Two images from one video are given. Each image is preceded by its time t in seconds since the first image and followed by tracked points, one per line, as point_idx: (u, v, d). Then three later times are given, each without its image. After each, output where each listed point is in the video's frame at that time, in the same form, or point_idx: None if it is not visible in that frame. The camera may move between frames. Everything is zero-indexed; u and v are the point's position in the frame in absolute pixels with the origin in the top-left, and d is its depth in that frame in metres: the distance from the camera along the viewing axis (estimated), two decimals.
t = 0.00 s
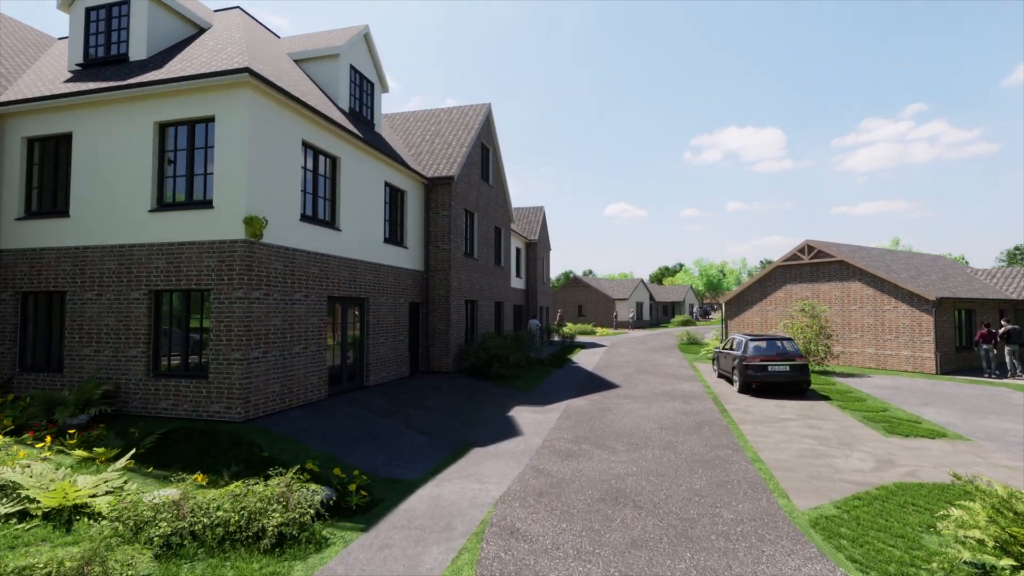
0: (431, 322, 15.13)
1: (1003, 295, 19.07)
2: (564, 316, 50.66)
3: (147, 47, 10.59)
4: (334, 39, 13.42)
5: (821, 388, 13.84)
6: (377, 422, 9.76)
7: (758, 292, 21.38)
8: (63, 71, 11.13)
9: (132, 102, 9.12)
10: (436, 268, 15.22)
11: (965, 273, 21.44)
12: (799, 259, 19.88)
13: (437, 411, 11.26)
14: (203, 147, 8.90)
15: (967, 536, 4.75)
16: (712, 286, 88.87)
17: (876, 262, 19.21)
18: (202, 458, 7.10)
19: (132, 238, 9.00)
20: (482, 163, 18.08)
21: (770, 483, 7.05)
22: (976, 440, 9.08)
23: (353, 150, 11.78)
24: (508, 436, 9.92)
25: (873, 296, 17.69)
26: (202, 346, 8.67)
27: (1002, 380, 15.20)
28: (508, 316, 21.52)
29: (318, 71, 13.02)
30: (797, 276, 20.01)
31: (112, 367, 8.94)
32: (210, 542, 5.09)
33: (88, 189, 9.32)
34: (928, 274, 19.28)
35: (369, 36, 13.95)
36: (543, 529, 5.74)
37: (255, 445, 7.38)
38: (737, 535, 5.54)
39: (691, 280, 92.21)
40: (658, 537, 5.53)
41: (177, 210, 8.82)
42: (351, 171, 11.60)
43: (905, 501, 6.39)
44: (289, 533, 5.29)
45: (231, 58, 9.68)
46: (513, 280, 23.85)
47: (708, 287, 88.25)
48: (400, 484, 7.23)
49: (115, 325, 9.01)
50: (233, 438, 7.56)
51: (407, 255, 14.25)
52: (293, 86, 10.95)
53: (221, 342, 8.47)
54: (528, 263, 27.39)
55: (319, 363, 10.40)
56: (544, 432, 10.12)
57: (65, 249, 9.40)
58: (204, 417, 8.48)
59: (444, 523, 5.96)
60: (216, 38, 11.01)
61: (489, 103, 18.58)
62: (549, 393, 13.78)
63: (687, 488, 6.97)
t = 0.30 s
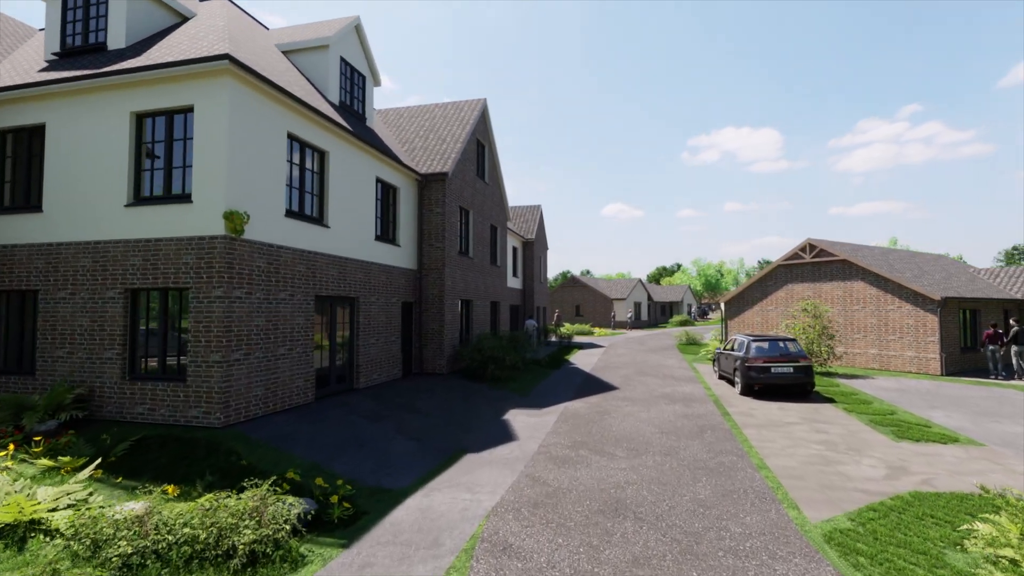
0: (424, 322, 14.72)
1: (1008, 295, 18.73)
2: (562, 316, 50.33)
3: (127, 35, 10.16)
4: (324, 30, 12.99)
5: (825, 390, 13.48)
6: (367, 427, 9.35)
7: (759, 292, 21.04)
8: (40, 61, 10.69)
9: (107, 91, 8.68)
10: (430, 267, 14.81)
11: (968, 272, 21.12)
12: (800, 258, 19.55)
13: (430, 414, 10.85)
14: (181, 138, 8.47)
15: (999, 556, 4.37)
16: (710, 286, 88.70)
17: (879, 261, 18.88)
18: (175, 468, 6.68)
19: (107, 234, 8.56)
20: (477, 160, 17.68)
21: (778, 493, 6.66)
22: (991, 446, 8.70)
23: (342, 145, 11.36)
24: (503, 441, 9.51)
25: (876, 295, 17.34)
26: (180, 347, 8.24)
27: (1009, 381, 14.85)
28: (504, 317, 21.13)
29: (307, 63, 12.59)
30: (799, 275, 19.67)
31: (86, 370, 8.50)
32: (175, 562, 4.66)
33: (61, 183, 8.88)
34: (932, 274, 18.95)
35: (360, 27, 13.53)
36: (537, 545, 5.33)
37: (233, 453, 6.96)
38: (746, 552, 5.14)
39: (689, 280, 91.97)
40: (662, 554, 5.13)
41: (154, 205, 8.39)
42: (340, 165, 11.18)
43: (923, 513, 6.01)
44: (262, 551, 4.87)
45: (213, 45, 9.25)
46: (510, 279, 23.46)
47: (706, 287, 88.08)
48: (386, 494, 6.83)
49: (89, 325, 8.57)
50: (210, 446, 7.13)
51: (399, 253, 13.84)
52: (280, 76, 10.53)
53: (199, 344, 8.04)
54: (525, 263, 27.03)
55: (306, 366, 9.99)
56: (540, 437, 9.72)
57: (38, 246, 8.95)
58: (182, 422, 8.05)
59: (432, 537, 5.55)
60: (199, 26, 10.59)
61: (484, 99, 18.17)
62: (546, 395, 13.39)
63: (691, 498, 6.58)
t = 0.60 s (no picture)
0: (417, 323, 14.29)
1: (1013, 294, 18.39)
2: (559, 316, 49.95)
3: (103, 22, 9.70)
4: (313, 20, 12.55)
5: (829, 392, 13.11)
6: (354, 434, 8.92)
7: (760, 292, 20.67)
8: (13, 49, 10.21)
9: (79, 79, 8.23)
10: (423, 265, 14.37)
11: (972, 271, 20.78)
12: (802, 257, 19.19)
13: (421, 419, 10.42)
14: (157, 128, 8.02)
15: None
16: (708, 287, 88.50)
17: (883, 260, 18.52)
18: (144, 480, 6.22)
19: (79, 230, 8.11)
20: (472, 156, 17.26)
21: (789, 505, 6.25)
22: (1007, 452, 8.31)
23: (330, 138, 10.93)
24: (497, 447, 9.09)
25: (880, 295, 16.98)
26: (155, 349, 7.80)
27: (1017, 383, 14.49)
28: (500, 317, 20.70)
29: (294, 54, 12.14)
30: (801, 275, 19.31)
31: (56, 373, 8.05)
32: None
33: (31, 176, 8.41)
34: (936, 273, 18.60)
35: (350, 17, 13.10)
36: (532, 565, 4.90)
37: (207, 464, 6.50)
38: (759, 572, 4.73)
39: (687, 280, 91.71)
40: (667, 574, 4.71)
41: (128, 198, 7.94)
42: (328, 159, 10.74)
43: (944, 527, 5.61)
44: (228, 574, 4.35)
45: (192, 31, 8.80)
46: (506, 279, 23.05)
47: (704, 287, 87.82)
48: (370, 506, 6.40)
49: (59, 326, 8.11)
50: (183, 456, 6.68)
51: (391, 251, 13.40)
52: (264, 66, 10.08)
53: (175, 345, 7.59)
54: (522, 262, 26.62)
55: (292, 368, 9.55)
56: (536, 442, 9.31)
57: (6, 242, 8.49)
58: (156, 429, 7.60)
59: (417, 556, 5.12)
60: (180, 13, 10.13)
61: (479, 93, 17.74)
62: (543, 398, 12.98)
63: (696, 510, 6.17)
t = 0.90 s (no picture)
0: (410, 323, 13.86)
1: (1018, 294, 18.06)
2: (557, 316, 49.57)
3: (79, 8, 9.25)
4: (301, 9, 12.12)
5: (835, 394, 12.73)
6: (341, 439, 8.50)
7: (761, 291, 20.30)
8: None
9: (49, 66, 7.78)
10: (416, 263, 13.95)
11: (975, 270, 20.45)
12: (804, 256, 18.84)
13: (413, 423, 10.00)
14: (131, 118, 7.58)
15: None
16: (706, 286, 88.31)
17: (886, 259, 18.18)
18: (109, 492, 5.79)
19: (48, 225, 7.66)
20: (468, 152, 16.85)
21: (801, 517, 5.86)
22: None
23: (318, 131, 10.51)
24: (491, 453, 8.68)
25: (884, 294, 16.63)
26: (129, 351, 7.36)
27: None
28: (496, 317, 20.30)
29: (282, 44, 11.71)
30: (803, 274, 18.95)
31: (24, 376, 7.61)
32: None
33: None
34: (940, 272, 18.26)
35: (340, 8, 12.68)
36: None
37: (178, 475, 6.07)
38: None
39: (685, 280, 91.36)
40: None
41: (100, 191, 7.50)
42: (315, 153, 10.31)
43: (969, 542, 5.21)
44: None
45: (170, 15, 8.36)
46: (503, 278, 22.66)
47: (702, 287, 87.62)
48: (354, 519, 5.98)
49: (28, 326, 7.66)
50: (154, 466, 6.25)
51: (383, 249, 12.98)
52: (248, 54, 9.65)
53: (148, 347, 7.15)
54: (519, 261, 26.22)
55: (277, 371, 9.13)
56: (531, 448, 8.90)
57: None
58: (129, 435, 7.17)
59: None
60: None
61: (475, 88, 17.33)
62: (540, 400, 12.58)
63: (702, 523, 5.77)
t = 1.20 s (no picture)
0: (402, 323, 13.42)
1: None
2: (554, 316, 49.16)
3: None
4: None
5: (841, 397, 12.34)
6: (327, 446, 8.06)
7: (762, 291, 19.92)
8: None
9: (15, 49, 7.33)
10: (409, 261, 13.50)
11: (980, 270, 20.09)
12: (806, 254, 18.46)
13: (403, 428, 9.56)
14: (101, 104, 7.13)
15: None
16: (704, 286, 88.04)
17: (890, 258, 17.81)
18: (68, 506, 5.34)
19: (13, 218, 7.21)
20: (463, 148, 16.42)
21: (816, 533, 5.45)
22: None
23: (304, 122, 10.06)
24: (485, 460, 8.25)
25: (889, 294, 16.26)
26: (98, 353, 6.91)
27: None
28: (493, 317, 19.89)
29: (268, 34, 11.26)
30: (805, 273, 18.58)
31: None
32: None
33: None
34: (946, 271, 17.89)
35: None
36: None
37: (145, 487, 5.63)
38: None
39: (683, 280, 91.01)
40: None
41: (68, 183, 7.04)
42: (302, 145, 9.88)
43: (1000, 561, 4.80)
44: None
45: None
46: (499, 277, 22.24)
47: (700, 287, 87.39)
48: (334, 534, 5.55)
49: None
50: (120, 477, 5.80)
51: (374, 247, 12.55)
52: (231, 41, 9.19)
53: (117, 349, 6.69)
54: (516, 260, 25.79)
55: (259, 373, 8.68)
56: (527, 455, 8.48)
57: None
58: (96, 443, 6.71)
59: None
60: None
61: (470, 82, 16.90)
62: (536, 403, 12.15)
63: (710, 539, 5.34)
